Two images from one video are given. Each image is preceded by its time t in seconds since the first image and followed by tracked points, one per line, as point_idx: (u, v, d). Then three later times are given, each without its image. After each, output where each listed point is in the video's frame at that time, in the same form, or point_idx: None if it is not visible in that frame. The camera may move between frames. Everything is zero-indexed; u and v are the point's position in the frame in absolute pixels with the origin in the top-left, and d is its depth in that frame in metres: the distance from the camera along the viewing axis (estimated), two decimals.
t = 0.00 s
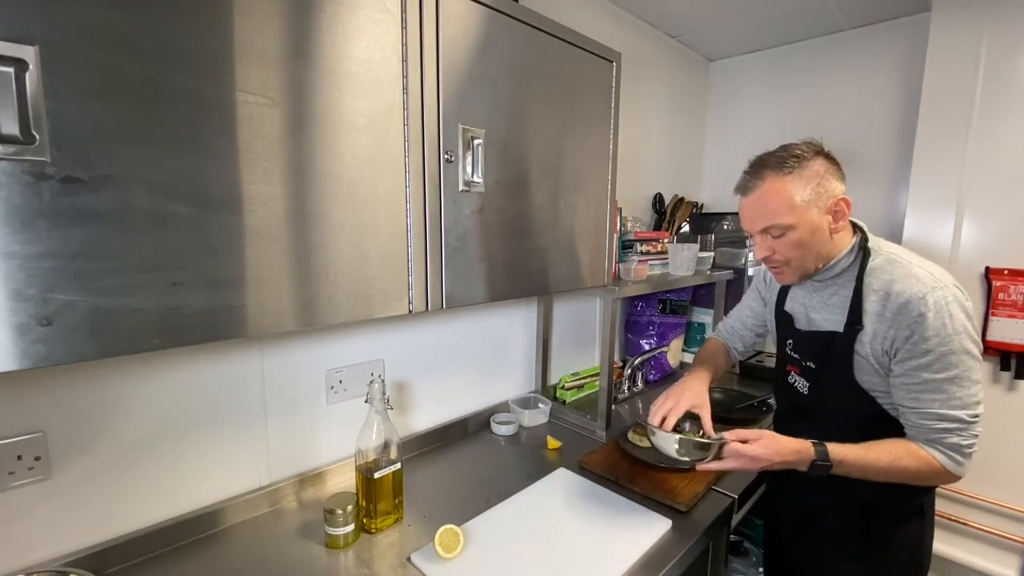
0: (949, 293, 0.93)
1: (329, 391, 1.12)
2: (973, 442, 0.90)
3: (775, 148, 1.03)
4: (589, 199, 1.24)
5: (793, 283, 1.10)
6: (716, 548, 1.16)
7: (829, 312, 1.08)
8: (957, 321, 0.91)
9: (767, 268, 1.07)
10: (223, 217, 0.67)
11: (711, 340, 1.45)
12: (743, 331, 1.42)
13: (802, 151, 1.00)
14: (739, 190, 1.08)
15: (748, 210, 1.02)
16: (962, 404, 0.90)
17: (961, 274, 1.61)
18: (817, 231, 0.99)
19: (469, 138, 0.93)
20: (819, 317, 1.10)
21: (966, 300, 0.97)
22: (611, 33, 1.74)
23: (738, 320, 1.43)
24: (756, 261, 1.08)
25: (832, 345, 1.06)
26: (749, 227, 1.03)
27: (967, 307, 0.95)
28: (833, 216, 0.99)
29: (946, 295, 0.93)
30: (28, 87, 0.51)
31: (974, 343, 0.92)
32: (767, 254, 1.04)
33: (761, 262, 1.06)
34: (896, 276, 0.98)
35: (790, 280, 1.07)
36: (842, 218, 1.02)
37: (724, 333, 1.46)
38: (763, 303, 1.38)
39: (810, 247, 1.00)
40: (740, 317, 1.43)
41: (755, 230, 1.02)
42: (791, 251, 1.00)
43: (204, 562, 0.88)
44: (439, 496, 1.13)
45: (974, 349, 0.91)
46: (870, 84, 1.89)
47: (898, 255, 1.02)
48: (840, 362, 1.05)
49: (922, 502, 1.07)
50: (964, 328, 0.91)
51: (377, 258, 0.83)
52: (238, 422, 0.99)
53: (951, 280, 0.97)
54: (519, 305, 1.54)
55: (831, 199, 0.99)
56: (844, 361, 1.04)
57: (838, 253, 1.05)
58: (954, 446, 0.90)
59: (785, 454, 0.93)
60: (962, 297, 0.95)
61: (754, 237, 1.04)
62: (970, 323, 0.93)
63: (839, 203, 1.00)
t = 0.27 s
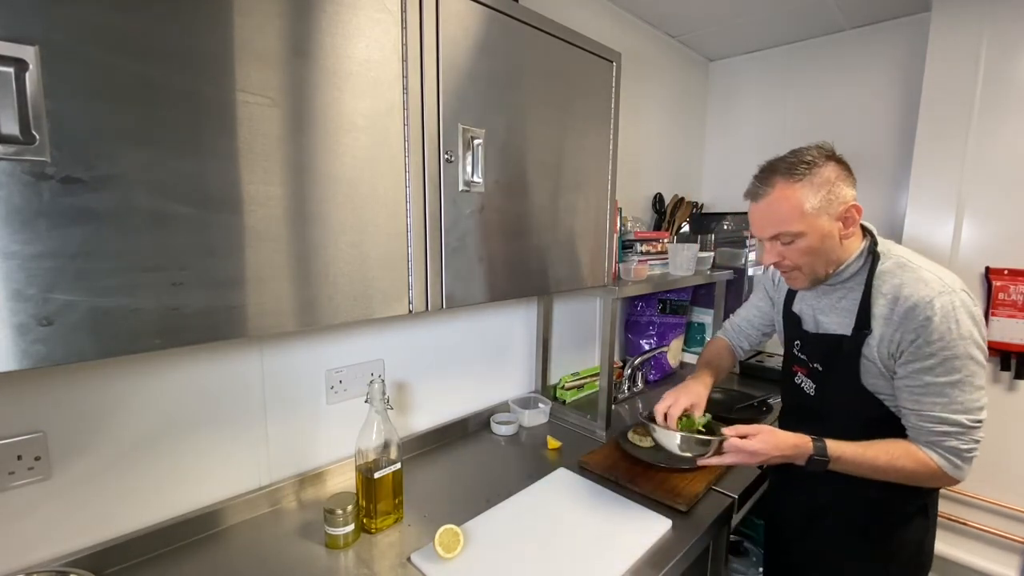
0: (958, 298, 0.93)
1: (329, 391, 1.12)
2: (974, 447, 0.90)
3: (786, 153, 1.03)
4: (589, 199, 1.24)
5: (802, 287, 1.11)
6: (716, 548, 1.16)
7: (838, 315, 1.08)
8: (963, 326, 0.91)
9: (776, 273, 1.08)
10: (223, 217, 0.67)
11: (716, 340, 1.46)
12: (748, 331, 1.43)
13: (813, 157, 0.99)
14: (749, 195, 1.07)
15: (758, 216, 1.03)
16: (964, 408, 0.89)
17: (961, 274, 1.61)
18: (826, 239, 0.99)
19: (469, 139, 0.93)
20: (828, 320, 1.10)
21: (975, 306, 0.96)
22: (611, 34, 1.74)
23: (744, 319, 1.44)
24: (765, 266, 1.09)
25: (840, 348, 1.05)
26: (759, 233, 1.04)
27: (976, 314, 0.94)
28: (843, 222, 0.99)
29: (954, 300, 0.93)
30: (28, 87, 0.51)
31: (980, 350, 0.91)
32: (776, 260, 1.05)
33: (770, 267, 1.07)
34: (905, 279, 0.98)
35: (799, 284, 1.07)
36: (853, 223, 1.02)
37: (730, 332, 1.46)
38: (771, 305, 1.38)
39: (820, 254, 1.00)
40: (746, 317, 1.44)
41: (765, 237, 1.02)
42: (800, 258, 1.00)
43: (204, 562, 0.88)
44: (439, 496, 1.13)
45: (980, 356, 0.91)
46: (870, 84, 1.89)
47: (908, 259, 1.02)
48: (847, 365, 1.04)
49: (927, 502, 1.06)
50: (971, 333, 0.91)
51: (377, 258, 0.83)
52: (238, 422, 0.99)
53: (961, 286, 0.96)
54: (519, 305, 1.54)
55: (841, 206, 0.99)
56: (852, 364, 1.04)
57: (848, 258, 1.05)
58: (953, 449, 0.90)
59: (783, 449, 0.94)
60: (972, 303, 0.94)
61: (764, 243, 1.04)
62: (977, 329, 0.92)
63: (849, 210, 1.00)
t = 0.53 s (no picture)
0: (959, 299, 0.93)
1: (329, 391, 1.12)
2: (974, 449, 0.90)
3: (788, 155, 1.02)
4: (589, 199, 1.24)
5: (804, 288, 1.11)
6: (716, 548, 1.16)
7: (840, 316, 1.08)
8: (963, 327, 0.90)
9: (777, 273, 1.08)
10: (224, 217, 0.67)
11: (718, 336, 1.46)
12: (750, 328, 1.43)
13: (814, 158, 0.99)
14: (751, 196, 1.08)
15: (759, 218, 1.03)
16: (964, 409, 0.89)
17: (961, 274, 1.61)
18: (827, 240, 0.99)
19: (469, 139, 0.93)
20: (830, 320, 1.10)
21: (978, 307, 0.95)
22: (611, 34, 1.74)
23: (746, 316, 1.44)
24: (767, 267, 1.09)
25: (841, 349, 1.06)
26: (759, 235, 1.04)
27: (978, 315, 0.94)
28: (845, 224, 0.99)
29: (955, 301, 0.93)
30: (28, 87, 0.51)
31: (981, 351, 0.91)
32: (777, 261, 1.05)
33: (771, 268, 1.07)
34: (906, 280, 0.98)
35: (800, 285, 1.07)
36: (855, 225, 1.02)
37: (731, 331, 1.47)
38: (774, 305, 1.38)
39: (820, 256, 1.00)
40: (747, 315, 1.44)
41: (765, 238, 1.03)
42: (800, 259, 1.00)
43: (204, 562, 0.88)
44: (439, 495, 1.13)
45: (981, 357, 0.91)
46: (870, 83, 1.89)
47: (910, 260, 1.02)
48: (849, 366, 1.04)
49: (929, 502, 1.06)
50: (971, 335, 0.90)
51: (377, 258, 0.83)
52: (238, 422, 0.99)
53: (963, 287, 0.96)
54: (519, 305, 1.54)
55: (843, 208, 0.98)
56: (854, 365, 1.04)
57: (851, 259, 1.04)
58: (952, 451, 0.90)
59: (780, 446, 0.94)
60: (973, 304, 0.94)
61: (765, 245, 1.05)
62: (978, 330, 0.92)
63: (852, 212, 0.99)
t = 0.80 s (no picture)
0: (956, 299, 0.92)
1: (329, 391, 1.12)
2: (970, 449, 0.90)
3: (784, 156, 1.02)
4: (589, 199, 1.24)
5: (803, 288, 1.11)
6: (717, 549, 1.16)
7: (838, 317, 1.08)
8: (960, 328, 0.90)
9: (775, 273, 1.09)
10: (224, 217, 0.67)
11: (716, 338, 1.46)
12: (748, 328, 1.43)
13: (810, 160, 0.99)
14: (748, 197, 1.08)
15: (755, 220, 1.03)
16: (959, 410, 0.89)
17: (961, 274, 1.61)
18: (823, 242, 0.99)
19: (469, 139, 0.93)
20: (828, 321, 1.10)
21: (977, 307, 0.95)
22: (611, 34, 1.74)
23: (745, 314, 1.44)
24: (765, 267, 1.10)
25: (838, 349, 1.06)
26: (756, 237, 1.05)
27: (977, 315, 0.93)
28: (841, 226, 0.99)
29: (952, 301, 0.92)
30: (28, 87, 0.51)
31: (979, 352, 0.91)
32: (774, 262, 1.06)
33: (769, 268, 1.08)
34: (903, 280, 0.98)
35: (798, 285, 1.08)
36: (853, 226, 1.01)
37: (731, 331, 1.47)
38: (774, 305, 1.38)
39: (817, 257, 1.01)
40: (747, 315, 1.44)
41: (761, 239, 1.04)
42: (795, 260, 1.01)
43: (205, 562, 0.88)
44: (439, 496, 1.13)
45: (979, 357, 0.90)
46: (870, 84, 1.89)
47: (909, 259, 1.01)
48: (847, 366, 1.05)
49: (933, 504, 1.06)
50: (969, 335, 0.90)
51: (377, 258, 0.84)
52: (239, 422, 0.99)
53: (962, 286, 0.96)
54: (519, 305, 1.54)
55: (839, 210, 0.98)
56: (851, 366, 1.04)
57: (849, 260, 1.04)
58: (948, 451, 0.90)
59: (774, 445, 0.96)
60: (972, 304, 0.94)
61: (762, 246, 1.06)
62: (976, 330, 0.91)
63: (848, 213, 0.99)
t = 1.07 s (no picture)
0: (951, 299, 0.92)
1: (329, 390, 1.12)
2: (963, 451, 0.89)
3: (781, 156, 1.03)
4: (589, 199, 1.24)
5: (800, 287, 1.11)
6: (717, 549, 1.16)
7: (834, 316, 1.09)
8: (955, 328, 0.90)
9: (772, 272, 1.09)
10: (224, 217, 0.67)
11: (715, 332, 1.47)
12: (746, 326, 1.43)
13: (806, 160, 0.99)
14: (745, 197, 1.09)
15: (751, 219, 1.04)
16: (952, 411, 0.89)
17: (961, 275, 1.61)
18: (819, 242, 0.99)
19: (469, 139, 0.93)
20: (824, 320, 1.11)
21: (974, 308, 0.94)
22: (611, 34, 1.74)
23: (743, 312, 1.44)
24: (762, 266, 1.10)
25: (834, 349, 1.06)
26: (752, 236, 1.05)
27: (973, 316, 0.93)
28: (837, 226, 0.99)
29: (948, 301, 0.92)
30: (28, 87, 0.51)
31: (974, 353, 0.90)
32: (771, 262, 1.06)
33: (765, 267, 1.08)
34: (899, 280, 0.98)
35: (795, 284, 1.08)
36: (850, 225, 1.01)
37: (729, 328, 1.47)
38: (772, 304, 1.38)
39: (813, 257, 1.01)
40: (744, 313, 1.44)
41: (757, 238, 1.04)
42: (791, 260, 1.01)
43: (205, 562, 0.88)
44: (439, 495, 1.13)
45: (973, 359, 0.90)
46: (870, 84, 1.89)
47: (907, 259, 1.01)
48: (842, 366, 1.05)
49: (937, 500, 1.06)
50: (963, 335, 0.90)
51: (378, 258, 0.84)
52: (239, 422, 0.99)
53: (959, 287, 0.95)
54: (519, 305, 1.54)
55: (835, 209, 0.98)
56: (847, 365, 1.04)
57: (846, 259, 1.04)
58: (940, 452, 0.89)
59: (766, 445, 0.95)
60: (968, 304, 0.93)
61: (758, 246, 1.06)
62: (972, 332, 0.91)
63: (845, 213, 0.98)
